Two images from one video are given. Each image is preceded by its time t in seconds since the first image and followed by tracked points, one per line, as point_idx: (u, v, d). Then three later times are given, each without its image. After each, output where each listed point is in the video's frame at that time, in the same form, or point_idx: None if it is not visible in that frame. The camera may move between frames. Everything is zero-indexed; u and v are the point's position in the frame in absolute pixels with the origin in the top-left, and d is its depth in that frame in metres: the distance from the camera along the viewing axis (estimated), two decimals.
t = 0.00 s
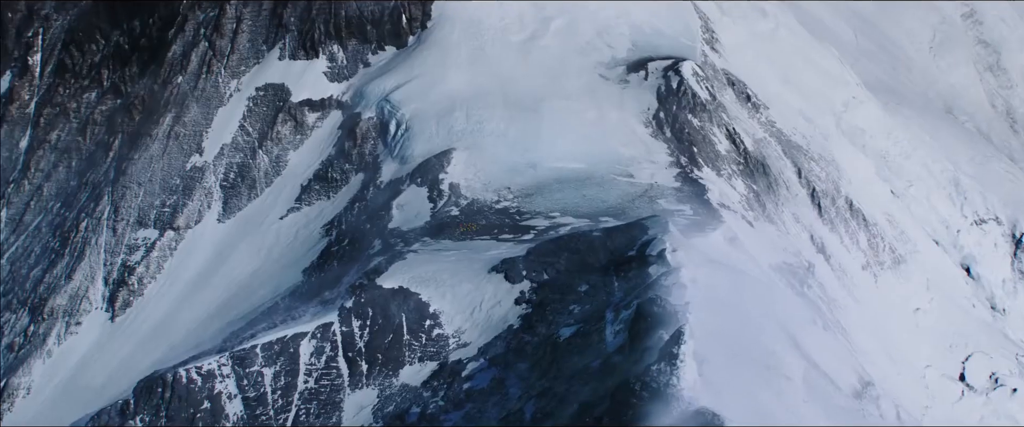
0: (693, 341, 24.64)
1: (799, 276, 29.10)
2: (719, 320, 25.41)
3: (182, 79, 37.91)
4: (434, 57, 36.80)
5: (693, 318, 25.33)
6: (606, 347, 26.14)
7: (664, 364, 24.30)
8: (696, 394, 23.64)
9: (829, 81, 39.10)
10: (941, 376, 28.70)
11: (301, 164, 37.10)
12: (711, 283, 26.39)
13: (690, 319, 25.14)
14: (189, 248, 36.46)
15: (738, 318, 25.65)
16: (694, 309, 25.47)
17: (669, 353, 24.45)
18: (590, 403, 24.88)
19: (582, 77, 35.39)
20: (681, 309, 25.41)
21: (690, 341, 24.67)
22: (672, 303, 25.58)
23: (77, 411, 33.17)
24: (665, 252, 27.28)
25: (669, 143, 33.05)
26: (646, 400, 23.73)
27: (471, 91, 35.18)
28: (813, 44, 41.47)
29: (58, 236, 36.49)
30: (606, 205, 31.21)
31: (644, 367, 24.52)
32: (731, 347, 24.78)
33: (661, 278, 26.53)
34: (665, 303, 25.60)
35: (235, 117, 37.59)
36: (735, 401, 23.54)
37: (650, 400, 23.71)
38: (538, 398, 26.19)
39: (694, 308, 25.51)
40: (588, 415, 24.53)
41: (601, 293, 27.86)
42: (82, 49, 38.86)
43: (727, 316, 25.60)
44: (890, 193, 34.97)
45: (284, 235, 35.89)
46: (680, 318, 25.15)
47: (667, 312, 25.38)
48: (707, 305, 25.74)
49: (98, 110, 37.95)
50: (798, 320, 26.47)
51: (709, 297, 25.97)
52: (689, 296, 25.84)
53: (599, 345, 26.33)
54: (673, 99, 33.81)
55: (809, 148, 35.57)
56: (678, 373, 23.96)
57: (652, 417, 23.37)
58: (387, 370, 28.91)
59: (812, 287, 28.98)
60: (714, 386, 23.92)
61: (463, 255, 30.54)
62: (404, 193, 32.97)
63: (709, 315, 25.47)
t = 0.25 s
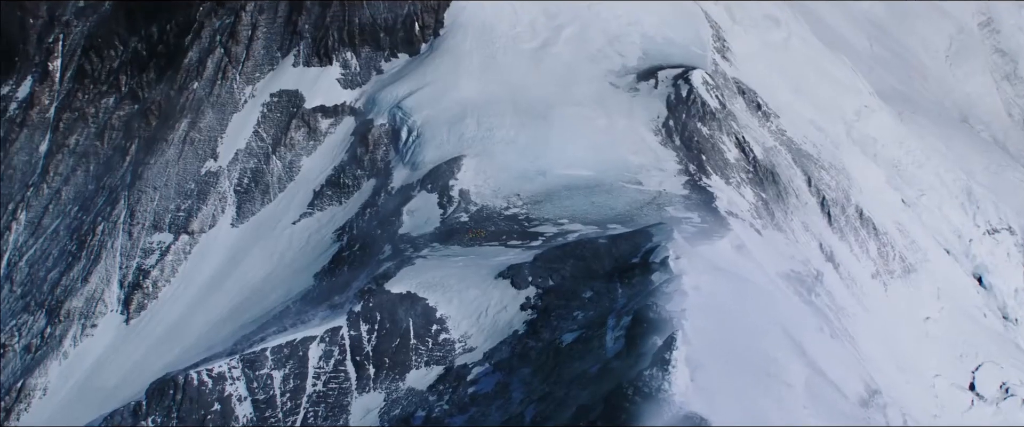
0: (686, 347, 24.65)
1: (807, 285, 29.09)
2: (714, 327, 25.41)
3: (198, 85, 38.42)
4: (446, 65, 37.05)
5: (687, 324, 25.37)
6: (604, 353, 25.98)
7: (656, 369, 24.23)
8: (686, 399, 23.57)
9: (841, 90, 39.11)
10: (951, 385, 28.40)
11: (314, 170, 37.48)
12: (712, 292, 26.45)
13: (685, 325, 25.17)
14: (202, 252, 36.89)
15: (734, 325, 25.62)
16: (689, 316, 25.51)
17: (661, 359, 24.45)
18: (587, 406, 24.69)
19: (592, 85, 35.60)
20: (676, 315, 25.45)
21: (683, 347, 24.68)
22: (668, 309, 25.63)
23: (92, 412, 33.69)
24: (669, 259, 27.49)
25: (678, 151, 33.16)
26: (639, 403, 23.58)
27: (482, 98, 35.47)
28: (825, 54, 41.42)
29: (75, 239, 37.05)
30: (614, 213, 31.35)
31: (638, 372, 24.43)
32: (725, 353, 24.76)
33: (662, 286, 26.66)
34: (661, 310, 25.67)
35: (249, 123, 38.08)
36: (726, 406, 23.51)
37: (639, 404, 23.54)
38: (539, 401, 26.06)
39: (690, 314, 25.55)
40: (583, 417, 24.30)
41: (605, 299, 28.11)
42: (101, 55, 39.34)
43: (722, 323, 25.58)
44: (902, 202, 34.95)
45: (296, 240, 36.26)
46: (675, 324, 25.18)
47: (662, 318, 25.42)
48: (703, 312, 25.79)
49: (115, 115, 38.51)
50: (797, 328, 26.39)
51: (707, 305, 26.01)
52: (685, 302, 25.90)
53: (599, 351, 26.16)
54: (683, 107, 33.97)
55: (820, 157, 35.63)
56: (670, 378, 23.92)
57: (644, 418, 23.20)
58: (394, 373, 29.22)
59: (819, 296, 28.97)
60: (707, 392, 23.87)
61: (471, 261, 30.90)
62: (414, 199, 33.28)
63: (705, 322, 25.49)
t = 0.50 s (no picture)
0: (680, 352, 24.77)
1: (814, 293, 29.11)
2: (709, 333, 25.48)
3: (212, 91, 38.88)
4: (457, 72, 37.36)
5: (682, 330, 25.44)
6: (604, 358, 26.25)
7: (650, 374, 24.39)
8: (677, 404, 23.72)
9: (849, 98, 39.18)
10: (960, 395, 28.23)
11: (325, 176, 37.86)
12: (712, 299, 26.49)
13: (680, 332, 25.22)
14: (215, 256, 37.30)
15: (730, 331, 25.67)
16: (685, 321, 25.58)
17: (654, 364, 24.58)
18: (583, 410, 25.03)
19: (601, 93, 35.80)
20: (671, 321, 25.51)
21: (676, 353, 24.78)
22: (664, 315, 25.70)
23: (105, 413, 34.34)
24: (670, 266, 27.54)
25: (686, 159, 33.26)
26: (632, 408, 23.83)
27: (492, 105, 35.73)
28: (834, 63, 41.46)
29: (90, 243, 37.54)
30: (621, 220, 31.58)
31: (630, 376, 24.62)
32: (719, 360, 24.86)
33: (663, 293, 26.69)
34: (657, 316, 25.74)
35: (262, 129, 38.48)
36: (717, 412, 23.66)
37: (635, 409, 23.76)
38: (539, 406, 26.51)
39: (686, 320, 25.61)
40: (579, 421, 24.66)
41: (607, 306, 28.22)
42: (117, 61, 39.66)
43: (718, 330, 25.65)
44: (912, 211, 34.89)
45: (307, 245, 36.64)
46: (670, 330, 25.24)
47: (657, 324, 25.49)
48: (699, 318, 25.85)
49: (131, 121, 39.04)
50: (800, 335, 26.36)
51: (706, 312, 26.06)
52: (682, 308, 25.93)
53: (599, 357, 26.47)
54: (691, 116, 34.14)
55: (829, 166, 35.67)
56: (662, 383, 24.06)
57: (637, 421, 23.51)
58: (400, 378, 29.85)
59: (826, 304, 28.97)
60: (700, 397, 23.99)
61: (478, 267, 31.17)
62: (423, 205, 33.57)
63: (701, 328, 25.56)
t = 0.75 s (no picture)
0: (675, 360, 25.17)
1: (820, 304, 29.18)
2: (706, 341, 25.75)
3: (225, 100, 39.40)
4: (467, 82, 37.64)
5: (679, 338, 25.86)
6: (603, 366, 26.64)
7: (643, 381, 24.80)
8: (670, 410, 24.05)
9: (857, 109, 39.27)
10: (969, 408, 28.12)
11: (336, 184, 38.17)
12: (714, 308, 26.73)
13: (675, 340, 25.68)
14: (226, 263, 37.66)
15: (728, 340, 25.86)
16: (682, 330, 26.00)
17: (647, 370, 25.01)
18: (579, 417, 25.40)
19: (609, 104, 36.04)
20: (667, 329, 25.99)
21: (669, 360, 25.22)
22: (662, 323, 26.17)
23: (118, 418, 34.87)
24: (673, 276, 27.83)
25: (693, 170, 33.40)
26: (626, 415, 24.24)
27: (501, 115, 35.97)
28: (841, 72, 41.67)
29: (104, 250, 38.02)
30: (628, 230, 31.74)
31: (624, 383, 25.10)
32: (718, 367, 25.08)
33: (665, 302, 26.98)
34: (654, 324, 26.23)
35: (274, 138, 38.91)
36: (710, 418, 23.84)
37: (628, 414, 24.12)
38: (539, 412, 27.04)
39: (683, 329, 26.02)
40: None
41: (610, 315, 28.66)
42: (134, 70, 40.21)
43: (716, 338, 25.87)
44: (920, 223, 34.69)
45: (317, 253, 36.98)
46: (665, 338, 25.72)
47: (653, 331, 26.01)
48: (699, 327, 26.14)
49: (146, 129, 39.57)
50: (804, 346, 26.41)
51: (705, 321, 26.32)
52: (680, 317, 26.34)
53: (599, 364, 26.90)
54: (699, 127, 34.26)
55: (838, 177, 35.65)
56: (655, 389, 24.47)
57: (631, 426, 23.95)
58: (406, 385, 30.52)
59: (833, 315, 29.02)
60: (695, 403, 24.23)
61: (484, 276, 31.59)
62: (431, 214, 33.86)
63: (698, 337, 25.87)
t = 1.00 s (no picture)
0: (671, 368, 25.57)
1: (825, 316, 29.23)
2: (703, 349, 26.06)
3: (237, 110, 39.84)
4: (476, 94, 37.87)
5: (675, 346, 26.13)
6: (602, 374, 27.09)
7: (637, 388, 25.24)
8: (663, 417, 24.53)
9: (864, 121, 39.34)
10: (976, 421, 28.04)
11: (345, 194, 38.54)
12: (714, 318, 26.87)
13: (671, 348, 25.93)
14: (236, 272, 38.03)
15: (725, 349, 26.18)
16: (678, 338, 26.22)
17: (642, 377, 25.44)
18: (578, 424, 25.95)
19: (617, 116, 36.26)
20: (663, 337, 26.22)
21: (664, 368, 25.62)
22: (659, 332, 26.37)
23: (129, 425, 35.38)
24: (675, 286, 27.80)
25: (700, 182, 33.59)
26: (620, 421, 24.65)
27: (509, 127, 36.23)
28: (851, 86, 41.54)
29: (117, 258, 38.45)
30: (633, 241, 32.09)
31: (619, 390, 25.55)
32: (716, 376, 25.49)
33: (666, 312, 27.03)
34: (650, 332, 26.53)
35: (285, 148, 39.26)
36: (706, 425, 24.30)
37: (622, 420, 24.55)
38: (540, 420, 27.47)
39: (680, 337, 26.20)
40: None
41: (612, 325, 28.80)
42: (148, 80, 40.62)
43: (713, 347, 26.16)
44: (929, 238, 34.77)
45: (326, 262, 37.34)
46: (661, 346, 25.97)
47: (650, 340, 26.28)
48: (698, 336, 26.36)
49: (159, 139, 40.03)
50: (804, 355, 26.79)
51: (703, 331, 26.49)
52: (678, 326, 26.47)
53: (599, 372, 27.35)
54: (706, 139, 34.37)
55: (845, 190, 35.57)
56: (649, 397, 24.92)
57: None
58: (410, 392, 31.06)
59: (838, 327, 29.05)
60: (690, 410, 24.68)
61: (490, 286, 32.07)
62: (439, 224, 34.05)
63: (695, 346, 26.14)
